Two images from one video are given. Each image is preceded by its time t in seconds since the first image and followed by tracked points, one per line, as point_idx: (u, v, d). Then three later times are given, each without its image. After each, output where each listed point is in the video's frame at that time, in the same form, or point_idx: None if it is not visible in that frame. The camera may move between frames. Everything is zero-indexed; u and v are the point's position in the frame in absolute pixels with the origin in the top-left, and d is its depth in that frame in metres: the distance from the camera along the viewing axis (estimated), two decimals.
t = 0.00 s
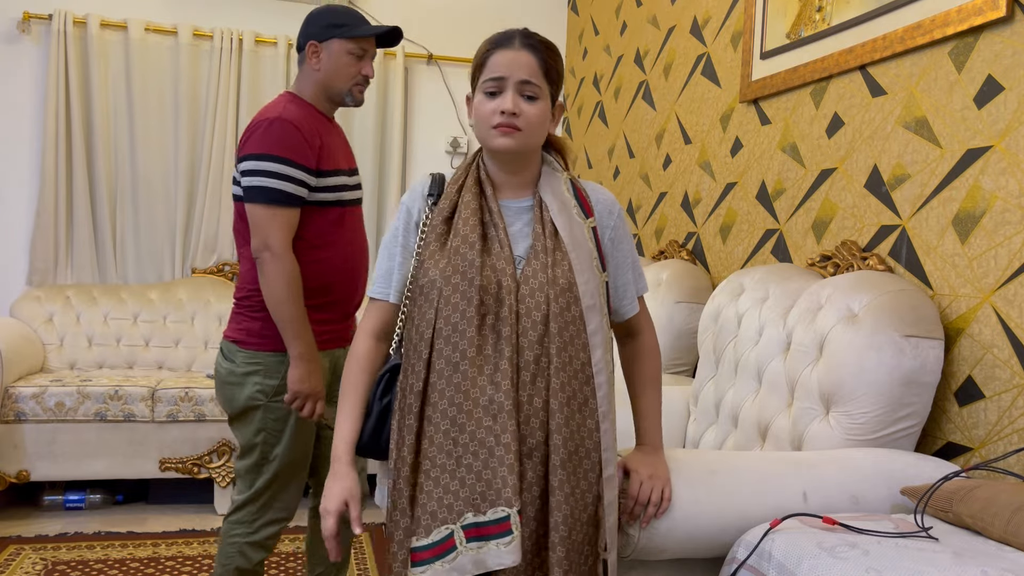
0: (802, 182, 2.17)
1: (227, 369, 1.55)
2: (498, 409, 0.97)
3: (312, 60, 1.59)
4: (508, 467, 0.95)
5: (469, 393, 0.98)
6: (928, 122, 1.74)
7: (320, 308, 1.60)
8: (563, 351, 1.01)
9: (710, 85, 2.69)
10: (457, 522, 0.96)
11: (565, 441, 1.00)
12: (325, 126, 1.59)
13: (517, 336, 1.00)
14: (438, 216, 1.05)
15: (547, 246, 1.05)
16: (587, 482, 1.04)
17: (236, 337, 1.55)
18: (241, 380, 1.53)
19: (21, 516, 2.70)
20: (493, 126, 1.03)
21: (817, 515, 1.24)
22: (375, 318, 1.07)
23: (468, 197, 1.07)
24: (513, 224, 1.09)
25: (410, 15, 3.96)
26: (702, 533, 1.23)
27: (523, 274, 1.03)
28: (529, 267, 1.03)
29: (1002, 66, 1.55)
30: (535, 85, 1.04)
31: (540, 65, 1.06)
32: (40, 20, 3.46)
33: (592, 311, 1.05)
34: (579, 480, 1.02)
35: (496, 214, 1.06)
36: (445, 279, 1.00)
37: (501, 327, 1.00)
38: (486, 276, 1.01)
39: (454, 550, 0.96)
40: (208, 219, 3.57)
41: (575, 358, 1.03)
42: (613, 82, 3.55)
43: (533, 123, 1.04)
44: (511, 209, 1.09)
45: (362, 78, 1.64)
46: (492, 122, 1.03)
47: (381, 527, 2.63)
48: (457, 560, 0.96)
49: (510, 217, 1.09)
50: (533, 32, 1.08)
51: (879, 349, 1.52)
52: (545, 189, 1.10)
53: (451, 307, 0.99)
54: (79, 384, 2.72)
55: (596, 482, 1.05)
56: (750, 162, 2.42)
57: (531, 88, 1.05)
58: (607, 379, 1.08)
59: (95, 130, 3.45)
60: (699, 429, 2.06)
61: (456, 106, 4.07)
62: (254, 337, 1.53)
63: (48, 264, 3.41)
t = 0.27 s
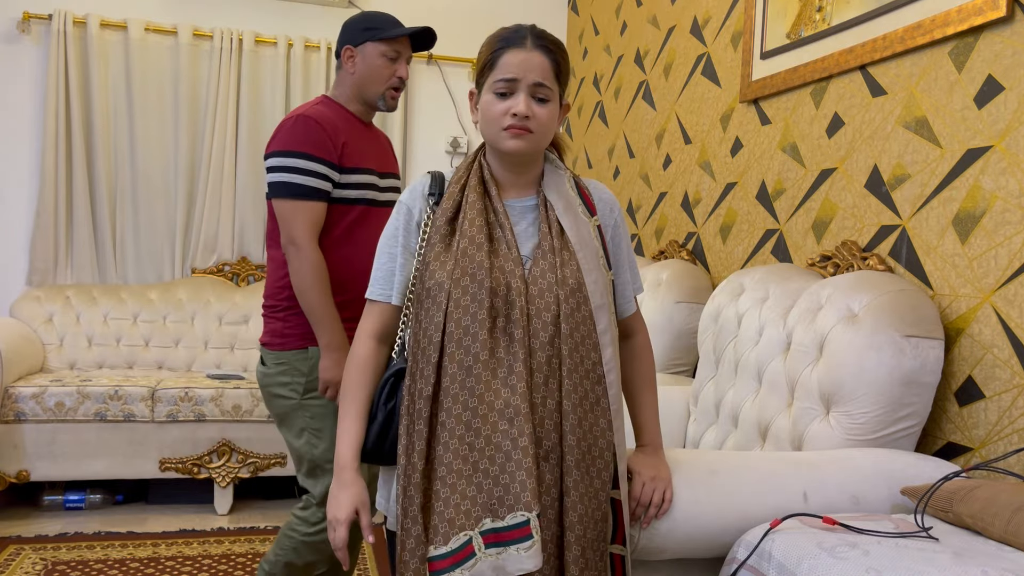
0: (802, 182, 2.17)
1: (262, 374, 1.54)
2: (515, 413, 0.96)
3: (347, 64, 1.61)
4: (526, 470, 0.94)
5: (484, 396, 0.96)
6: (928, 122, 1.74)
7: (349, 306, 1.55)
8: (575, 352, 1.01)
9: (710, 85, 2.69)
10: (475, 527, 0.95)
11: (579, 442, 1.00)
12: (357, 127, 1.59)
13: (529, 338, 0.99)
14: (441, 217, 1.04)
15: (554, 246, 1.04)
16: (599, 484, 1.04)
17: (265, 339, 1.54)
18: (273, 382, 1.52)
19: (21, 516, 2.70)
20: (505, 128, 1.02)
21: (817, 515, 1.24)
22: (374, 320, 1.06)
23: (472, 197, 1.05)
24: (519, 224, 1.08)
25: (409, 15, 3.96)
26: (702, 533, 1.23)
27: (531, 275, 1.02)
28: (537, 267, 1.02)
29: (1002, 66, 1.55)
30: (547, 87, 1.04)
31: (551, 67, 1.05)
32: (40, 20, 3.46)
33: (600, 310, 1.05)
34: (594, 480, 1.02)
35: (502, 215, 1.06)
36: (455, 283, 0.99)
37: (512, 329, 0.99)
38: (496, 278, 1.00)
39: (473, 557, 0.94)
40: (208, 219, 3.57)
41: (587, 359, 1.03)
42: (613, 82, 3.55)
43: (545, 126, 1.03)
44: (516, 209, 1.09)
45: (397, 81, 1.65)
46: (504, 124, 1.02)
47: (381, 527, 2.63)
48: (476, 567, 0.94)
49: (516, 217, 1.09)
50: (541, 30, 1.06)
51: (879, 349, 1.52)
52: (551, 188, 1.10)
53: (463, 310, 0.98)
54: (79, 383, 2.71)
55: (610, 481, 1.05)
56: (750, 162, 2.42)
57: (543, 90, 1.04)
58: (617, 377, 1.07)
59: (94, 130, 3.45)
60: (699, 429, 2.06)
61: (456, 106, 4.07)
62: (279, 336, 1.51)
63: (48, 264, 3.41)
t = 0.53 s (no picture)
0: (802, 183, 2.17)
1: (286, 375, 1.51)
2: (513, 417, 0.95)
3: (376, 67, 1.55)
4: (524, 476, 0.93)
5: (482, 400, 0.95)
6: (928, 122, 1.74)
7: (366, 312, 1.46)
8: (577, 354, 0.99)
9: (710, 85, 2.69)
10: (470, 533, 0.94)
11: (580, 445, 0.99)
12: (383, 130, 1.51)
13: (531, 339, 0.98)
14: (439, 215, 1.01)
15: (556, 244, 1.03)
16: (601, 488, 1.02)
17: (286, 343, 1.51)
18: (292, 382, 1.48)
19: (21, 516, 2.70)
20: (507, 128, 1.00)
21: (816, 515, 1.24)
22: (370, 322, 1.02)
23: (472, 194, 1.03)
24: (519, 221, 1.06)
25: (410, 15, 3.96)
26: (702, 533, 1.23)
27: (533, 273, 1.00)
28: (539, 265, 1.01)
29: (1002, 66, 1.55)
30: (552, 85, 1.01)
31: (556, 63, 1.02)
32: (40, 20, 3.46)
33: (604, 308, 1.03)
34: (595, 482, 1.01)
35: (503, 212, 1.03)
36: (454, 282, 0.97)
37: (512, 331, 0.97)
38: (496, 277, 0.98)
39: (468, 562, 0.93)
40: (208, 219, 3.57)
41: (590, 360, 1.01)
42: (613, 82, 3.55)
43: (548, 125, 1.01)
44: (517, 206, 1.07)
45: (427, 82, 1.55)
46: (506, 123, 1.00)
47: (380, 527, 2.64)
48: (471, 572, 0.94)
49: (516, 213, 1.07)
50: (544, 24, 1.03)
51: (879, 350, 1.52)
52: (552, 183, 1.08)
53: (462, 311, 0.96)
54: (79, 384, 2.71)
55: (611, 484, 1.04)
56: (750, 162, 2.42)
57: (546, 88, 1.01)
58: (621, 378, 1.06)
59: (94, 130, 3.45)
60: (699, 429, 2.06)
61: (456, 106, 4.06)
62: (295, 339, 1.46)
63: (48, 264, 3.41)
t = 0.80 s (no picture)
0: (802, 183, 2.17)
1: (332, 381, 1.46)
2: (510, 412, 0.92)
3: (405, 66, 1.37)
4: (521, 473, 0.90)
5: (478, 393, 0.92)
6: (928, 122, 1.74)
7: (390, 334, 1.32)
8: (578, 350, 0.98)
9: (710, 85, 2.69)
10: (464, 532, 0.91)
11: (578, 443, 0.97)
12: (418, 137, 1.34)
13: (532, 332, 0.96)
14: (437, 202, 0.99)
15: (559, 236, 1.02)
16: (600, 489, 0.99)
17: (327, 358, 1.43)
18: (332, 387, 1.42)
19: (20, 516, 2.70)
20: (507, 120, 1.00)
21: (816, 515, 1.24)
22: (364, 316, 1.00)
23: (472, 180, 1.01)
24: (521, 211, 1.05)
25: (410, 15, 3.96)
26: (702, 533, 1.23)
27: (535, 265, 0.99)
28: (541, 257, 0.99)
29: (1002, 66, 1.55)
30: (552, 77, 1.00)
31: (558, 55, 1.01)
32: (40, 20, 3.46)
33: (608, 304, 1.02)
34: (593, 484, 0.99)
35: (504, 201, 1.02)
36: (451, 271, 0.94)
37: (512, 323, 0.95)
38: (495, 267, 0.96)
39: (462, 562, 0.90)
40: (208, 219, 3.57)
41: (592, 357, 0.99)
42: (613, 82, 3.55)
43: (548, 118, 1.01)
44: (519, 195, 1.06)
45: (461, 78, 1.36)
46: (506, 116, 1.00)
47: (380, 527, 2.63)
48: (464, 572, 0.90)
49: (518, 203, 1.06)
50: (546, 14, 1.02)
51: (880, 350, 1.52)
52: (553, 174, 1.07)
53: (459, 301, 0.94)
54: (79, 384, 2.71)
55: (612, 488, 1.01)
56: (750, 162, 2.42)
57: (548, 80, 1.00)
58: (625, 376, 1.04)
59: (95, 130, 3.45)
60: (699, 430, 2.06)
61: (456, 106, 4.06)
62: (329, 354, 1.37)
63: (48, 264, 3.41)
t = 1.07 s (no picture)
0: (802, 183, 2.17)
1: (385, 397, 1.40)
2: (512, 403, 0.88)
3: (436, 54, 1.28)
4: (522, 469, 0.86)
5: (479, 382, 0.88)
6: (928, 122, 1.74)
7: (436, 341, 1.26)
8: (583, 342, 0.95)
9: (710, 85, 2.69)
10: (461, 531, 0.86)
11: (579, 440, 0.94)
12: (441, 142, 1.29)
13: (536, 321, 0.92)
14: (439, 188, 0.96)
15: (567, 225, 0.98)
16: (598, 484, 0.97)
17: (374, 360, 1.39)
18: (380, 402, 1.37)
19: (20, 516, 2.70)
20: (510, 110, 0.97)
21: (816, 515, 1.24)
22: (366, 307, 0.96)
23: (474, 167, 0.98)
24: (528, 200, 1.01)
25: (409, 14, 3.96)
26: (703, 533, 1.23)
27: (540, 253, 0.95)
28: (546, 245, 0.96)
29: (1002, 66, 1.55)
30: (555, 64, 0.97)
31: (562, 41, 0.98)
32: (40, 20, 3.46)
33: (616, 297, 0.98)
34: (590, 483, 0.97)
35: (508, 188, 0.99)
36: (452, 256, 0.90)
37: (514, 309, 0.91)
38: (497, 254, 0.92)
39: (459, 562, 0.86)
40: (208, 219, 3.57)
41: (597, 350, 0.96)
42: (613, 82, 3.55)
43: (551, 106, 0.97)
44: (524, 183, 1.02)
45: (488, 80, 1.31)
46: (508, 105, 0.97)
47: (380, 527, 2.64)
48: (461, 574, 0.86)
49: (523, 191, 1.02)
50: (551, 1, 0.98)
51: (879, 350, 1.52)
52: (561, 164, 1.04)
53: (460, 287, 0.90)
54: (79, 384, 2.71)
55: (612, 487, 0.98)
56: (750, 162, 2.42)
57: (551, 67, 0.97)
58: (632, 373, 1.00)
59: (95, 131, 3.45)
60: (699, 430, 2.06)
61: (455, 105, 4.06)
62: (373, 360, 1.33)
63: (48, 264, 3.41)
